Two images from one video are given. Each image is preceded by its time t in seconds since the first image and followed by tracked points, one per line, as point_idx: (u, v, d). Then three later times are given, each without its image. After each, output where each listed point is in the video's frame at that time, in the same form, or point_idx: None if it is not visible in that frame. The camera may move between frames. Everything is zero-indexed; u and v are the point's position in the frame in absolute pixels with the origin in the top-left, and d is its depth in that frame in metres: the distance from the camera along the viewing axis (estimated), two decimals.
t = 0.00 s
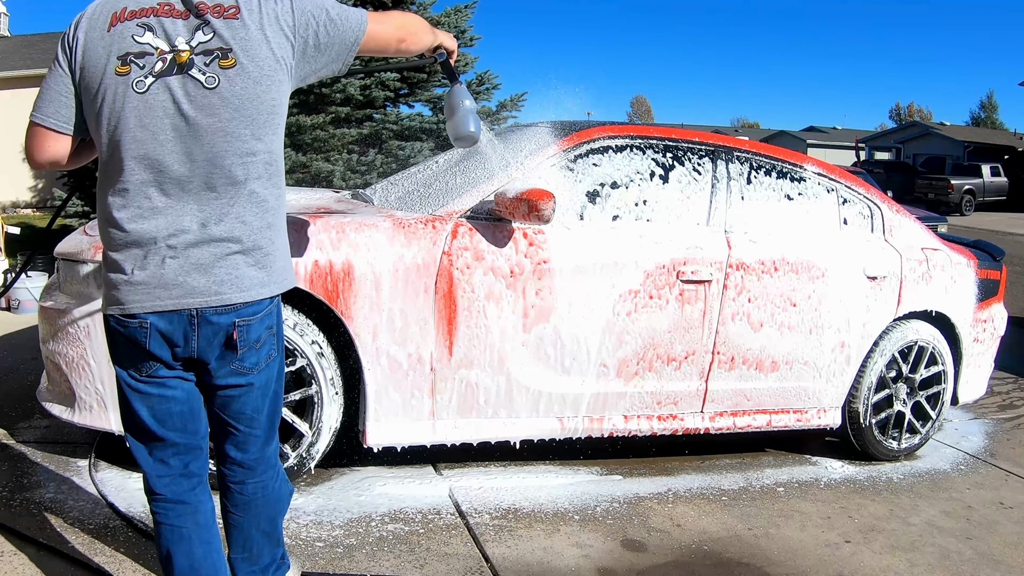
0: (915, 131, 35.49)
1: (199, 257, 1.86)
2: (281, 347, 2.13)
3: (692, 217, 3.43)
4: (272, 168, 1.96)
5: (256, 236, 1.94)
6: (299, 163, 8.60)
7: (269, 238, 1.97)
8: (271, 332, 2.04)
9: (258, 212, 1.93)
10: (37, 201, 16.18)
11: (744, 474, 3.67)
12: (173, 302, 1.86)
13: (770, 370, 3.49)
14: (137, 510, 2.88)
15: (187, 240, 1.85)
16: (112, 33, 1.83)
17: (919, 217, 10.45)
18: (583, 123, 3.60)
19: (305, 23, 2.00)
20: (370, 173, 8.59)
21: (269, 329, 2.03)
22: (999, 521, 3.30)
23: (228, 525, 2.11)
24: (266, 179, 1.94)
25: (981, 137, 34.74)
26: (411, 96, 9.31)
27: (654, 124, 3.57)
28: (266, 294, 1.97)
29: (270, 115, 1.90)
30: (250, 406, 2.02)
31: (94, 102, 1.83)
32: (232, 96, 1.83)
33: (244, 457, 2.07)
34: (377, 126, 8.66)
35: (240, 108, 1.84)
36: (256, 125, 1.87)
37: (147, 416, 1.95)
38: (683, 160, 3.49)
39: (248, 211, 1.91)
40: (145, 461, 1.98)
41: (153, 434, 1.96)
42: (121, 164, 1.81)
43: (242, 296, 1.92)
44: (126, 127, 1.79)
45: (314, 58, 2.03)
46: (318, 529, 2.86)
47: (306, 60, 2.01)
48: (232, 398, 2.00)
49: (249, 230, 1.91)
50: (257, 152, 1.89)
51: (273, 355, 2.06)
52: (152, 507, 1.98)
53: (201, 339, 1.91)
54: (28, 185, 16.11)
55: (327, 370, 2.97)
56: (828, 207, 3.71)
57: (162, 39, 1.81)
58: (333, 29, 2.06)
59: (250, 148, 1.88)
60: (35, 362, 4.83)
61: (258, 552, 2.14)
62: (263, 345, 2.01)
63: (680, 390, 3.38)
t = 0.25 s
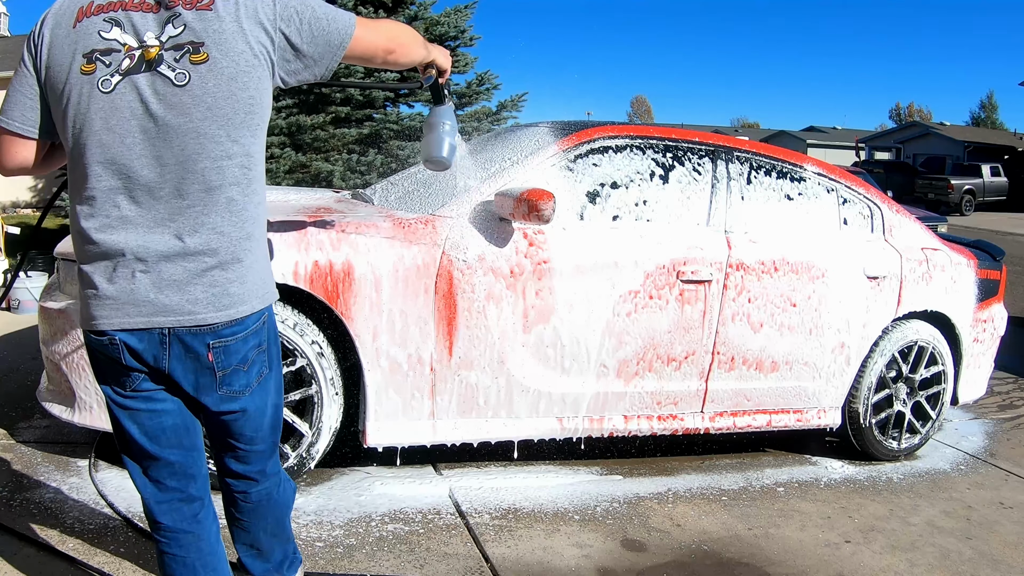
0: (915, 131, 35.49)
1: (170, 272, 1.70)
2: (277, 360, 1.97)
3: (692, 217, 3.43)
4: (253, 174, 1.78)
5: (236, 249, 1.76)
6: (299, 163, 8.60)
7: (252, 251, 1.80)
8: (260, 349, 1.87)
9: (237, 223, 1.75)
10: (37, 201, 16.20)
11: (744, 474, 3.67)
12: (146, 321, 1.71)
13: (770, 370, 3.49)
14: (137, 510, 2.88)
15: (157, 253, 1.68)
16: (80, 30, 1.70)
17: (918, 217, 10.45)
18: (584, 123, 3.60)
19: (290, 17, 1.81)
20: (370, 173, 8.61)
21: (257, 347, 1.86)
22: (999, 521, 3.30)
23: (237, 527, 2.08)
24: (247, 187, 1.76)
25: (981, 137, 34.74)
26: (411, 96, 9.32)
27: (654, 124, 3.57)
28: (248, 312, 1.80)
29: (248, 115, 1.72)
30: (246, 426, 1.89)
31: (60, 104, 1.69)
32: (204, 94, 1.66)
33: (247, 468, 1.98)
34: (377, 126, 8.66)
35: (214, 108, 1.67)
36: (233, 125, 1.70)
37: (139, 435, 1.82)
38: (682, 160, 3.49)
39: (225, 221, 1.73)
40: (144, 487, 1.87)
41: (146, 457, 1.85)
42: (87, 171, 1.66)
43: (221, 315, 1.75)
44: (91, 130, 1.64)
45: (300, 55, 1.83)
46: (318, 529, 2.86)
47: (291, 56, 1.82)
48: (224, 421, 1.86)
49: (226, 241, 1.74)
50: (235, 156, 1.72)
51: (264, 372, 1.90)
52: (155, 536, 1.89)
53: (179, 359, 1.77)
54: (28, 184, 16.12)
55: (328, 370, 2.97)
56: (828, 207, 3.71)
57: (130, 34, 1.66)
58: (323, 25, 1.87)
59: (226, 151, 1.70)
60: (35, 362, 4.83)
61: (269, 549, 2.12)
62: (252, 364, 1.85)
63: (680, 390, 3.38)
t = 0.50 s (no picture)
0: (915, 131, 35.49)
1: (158, 275, 1.58)
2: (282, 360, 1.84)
3: (692, 217, 3.43)
4: (246, 169, 1.66)
5: (228, 249, 1.64)
6: (299, 163, 8.60)
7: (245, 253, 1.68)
8: (263, 349, 1.75)
9: (229, 222, 1.63)
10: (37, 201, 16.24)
11: (744, 474, 3.67)
12: (133, 327, 1.59)
13: (770, 371, 3.49)
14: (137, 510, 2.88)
15: (143, 255, 1.56)
16: (62, 15, 1.59)
17: (918, 217, 10.45)
18: (584, 123, 3.60)
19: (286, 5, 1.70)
20: (370, 173, 8.62)
21: (259, 347, 1.74)
22: (999, 521, 3.30)
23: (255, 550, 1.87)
24: (239, 181, 1.65)
25: (981, 137, 34.73)
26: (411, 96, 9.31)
27: (654, 124, 3.58)
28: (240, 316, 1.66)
29: (239, 104, 1.62)
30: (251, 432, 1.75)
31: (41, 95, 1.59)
32: (191, 82, 1.55)
33: (260, 476, 1.82)
34: (377, 126, 8.67)
35: (203, 97, 1.56)
36: (223, 115, 1.59)
37: (130, 446, 1.71)
38: (683, 160, 3.49)
39: (216, 219, 1.61)
40: (139, 497, 1.76)
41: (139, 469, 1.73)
42: (69, 166, 1.55)
43: (212, 320, 1.63)
44: (73, 123, 1.54)
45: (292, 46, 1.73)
46: (318, 529, 2.86)
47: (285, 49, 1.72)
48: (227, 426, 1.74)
49: (218, 241, 1.62)
50: (226, 148, 1.60)
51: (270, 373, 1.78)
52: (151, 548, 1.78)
53: (173, 365, 1.64)
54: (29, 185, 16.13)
55: (328, 370, 2.97)
56: (828, 207, 3.71)
57: (114, 19, 1.56)
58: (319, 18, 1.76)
59: (216, 143, 1.59)
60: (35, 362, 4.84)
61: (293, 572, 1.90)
62: (254, 364, 1.73)
63: (680, 390, 3.38)
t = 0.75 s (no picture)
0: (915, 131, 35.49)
1: (161, 287, 1.46)
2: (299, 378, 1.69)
3: (692, 218, 3.43)
4: (259, 175, 1.54)
5: (236, 261, 1.51)
6: (299, 163, 8.60)
7: (255, 269, 1.55)
8: (277, 364, 1.61)
9: (239, 230, 1.51)
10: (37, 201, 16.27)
11: (744, 474, 3.67)
12: (133, 335, 1.47)
13: (770, 371, 3.49)
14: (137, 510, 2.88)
15: (146, 261, 1.45)
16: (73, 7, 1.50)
17: (918, 217, 10.44)
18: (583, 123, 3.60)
19: (310, 11, 1.60)
20: (370, 173, 8.61)
21: (271, 361, 1.59)
22: (999, 521, 3.30)
23: None
24: (251, 188, 1.52)
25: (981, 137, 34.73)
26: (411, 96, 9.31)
27: (654, 124, 3.58)
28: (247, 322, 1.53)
29: (255, 107, 1.50)
30: (259, 451, 1.60)
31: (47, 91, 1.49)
32: (206, 81, 1.44)
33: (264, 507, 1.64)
34: (377, 126, 8.67)
35: (217, 97, 1.45)
36: (237, 117, 1.47)
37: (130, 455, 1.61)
38: (683, 160, 3.49)
39: (225, 230, 1.49)
40: (140, 505, 1.66)
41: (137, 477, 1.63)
42: (73, 165, 1.45)
43: (214, 327, 1.49)
44: (79, 120, 1.43)
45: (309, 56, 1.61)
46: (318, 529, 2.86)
47: (302, 59, 1.60)
48: (234, 443, 1.60)
49: (227, 254, 1.49)
50: (239, 151, 1.49)
51: (283, 393, 1.62)
52: (152, 557, 1.68)
53: (176, 375, 1.52)
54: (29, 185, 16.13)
55: (328, 370, 2.97)
56: (828, 207, 3.71)
57: (127, 12, 1.46)
58: (342, 29, 1.65)
59: (229, 147, 1.47)
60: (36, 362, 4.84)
61: None
62: (265, 379, 1.58)
63: (680, 390, 3.38)
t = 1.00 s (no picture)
0: (915, 131, 35.47)
1: (196, 297, 1.31)
2: (319, 403, 1.53)
3: (692, 218, 3.44)
4: (303, 179, 1.41)
5: (278, 272, 1.38)
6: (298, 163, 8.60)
7: (295, 286, 1.42)
8: (301, 381, 1.45)
9: (282, 239, 1.37)
10: (37, 201, 16.29)
11: (744, 474, 3.67)
12: (165, 346, 1.31)
13: (770, 371, 3.49)
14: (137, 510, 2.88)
15: (181, 266, 1.30)
16: None
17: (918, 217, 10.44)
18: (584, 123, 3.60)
19: (361, 18, 1.51)
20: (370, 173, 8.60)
21: (297, 377, 1.44)
22: (999, 521, 3.30)
23: None
24: (296, 194, 1.39)
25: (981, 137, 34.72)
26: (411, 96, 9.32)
27: (654, 124, 3.58)
28: (287, 329, 1.39)
29: (304, 106, 1.37)
30: (260, 474, 1.42)
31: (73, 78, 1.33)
32: (255, 73, 1.31)
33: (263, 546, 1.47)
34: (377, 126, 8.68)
35: (268, 91, 1.32)
36: (287, 113, 1.34)
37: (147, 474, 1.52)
38: (683, 160, 3.49)
39: (267, 239, 1.35)
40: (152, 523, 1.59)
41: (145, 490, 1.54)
42: (101, 156, 1.30)
43: (254, 336, 1.35)
44: (111, 108, 1.29)
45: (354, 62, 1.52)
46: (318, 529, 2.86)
47: (346, 69, 1.51)
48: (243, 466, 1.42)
49: (267, 266, 1.36)
50: (285, 152, 1.35)
51: (301, 414, 1.46)
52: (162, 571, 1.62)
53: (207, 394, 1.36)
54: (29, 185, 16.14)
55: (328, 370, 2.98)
56: (828, 207, 3.71)
57: None
58: (390, 43, 1.58)
59: (275, 146, 1.33)
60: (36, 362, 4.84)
61: None
62: (285, 396, 1.42)
63: (680, 390, 3.38)
